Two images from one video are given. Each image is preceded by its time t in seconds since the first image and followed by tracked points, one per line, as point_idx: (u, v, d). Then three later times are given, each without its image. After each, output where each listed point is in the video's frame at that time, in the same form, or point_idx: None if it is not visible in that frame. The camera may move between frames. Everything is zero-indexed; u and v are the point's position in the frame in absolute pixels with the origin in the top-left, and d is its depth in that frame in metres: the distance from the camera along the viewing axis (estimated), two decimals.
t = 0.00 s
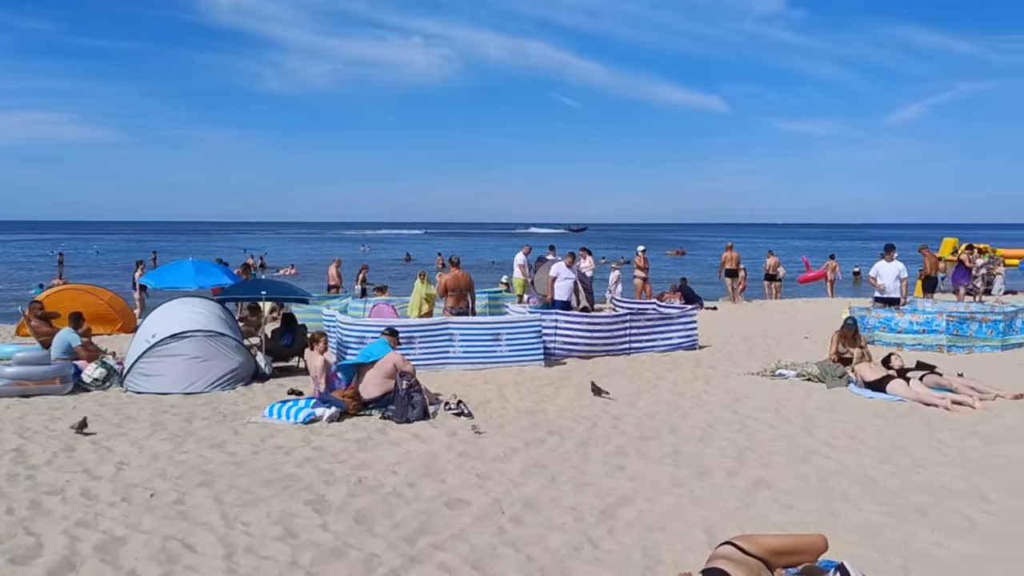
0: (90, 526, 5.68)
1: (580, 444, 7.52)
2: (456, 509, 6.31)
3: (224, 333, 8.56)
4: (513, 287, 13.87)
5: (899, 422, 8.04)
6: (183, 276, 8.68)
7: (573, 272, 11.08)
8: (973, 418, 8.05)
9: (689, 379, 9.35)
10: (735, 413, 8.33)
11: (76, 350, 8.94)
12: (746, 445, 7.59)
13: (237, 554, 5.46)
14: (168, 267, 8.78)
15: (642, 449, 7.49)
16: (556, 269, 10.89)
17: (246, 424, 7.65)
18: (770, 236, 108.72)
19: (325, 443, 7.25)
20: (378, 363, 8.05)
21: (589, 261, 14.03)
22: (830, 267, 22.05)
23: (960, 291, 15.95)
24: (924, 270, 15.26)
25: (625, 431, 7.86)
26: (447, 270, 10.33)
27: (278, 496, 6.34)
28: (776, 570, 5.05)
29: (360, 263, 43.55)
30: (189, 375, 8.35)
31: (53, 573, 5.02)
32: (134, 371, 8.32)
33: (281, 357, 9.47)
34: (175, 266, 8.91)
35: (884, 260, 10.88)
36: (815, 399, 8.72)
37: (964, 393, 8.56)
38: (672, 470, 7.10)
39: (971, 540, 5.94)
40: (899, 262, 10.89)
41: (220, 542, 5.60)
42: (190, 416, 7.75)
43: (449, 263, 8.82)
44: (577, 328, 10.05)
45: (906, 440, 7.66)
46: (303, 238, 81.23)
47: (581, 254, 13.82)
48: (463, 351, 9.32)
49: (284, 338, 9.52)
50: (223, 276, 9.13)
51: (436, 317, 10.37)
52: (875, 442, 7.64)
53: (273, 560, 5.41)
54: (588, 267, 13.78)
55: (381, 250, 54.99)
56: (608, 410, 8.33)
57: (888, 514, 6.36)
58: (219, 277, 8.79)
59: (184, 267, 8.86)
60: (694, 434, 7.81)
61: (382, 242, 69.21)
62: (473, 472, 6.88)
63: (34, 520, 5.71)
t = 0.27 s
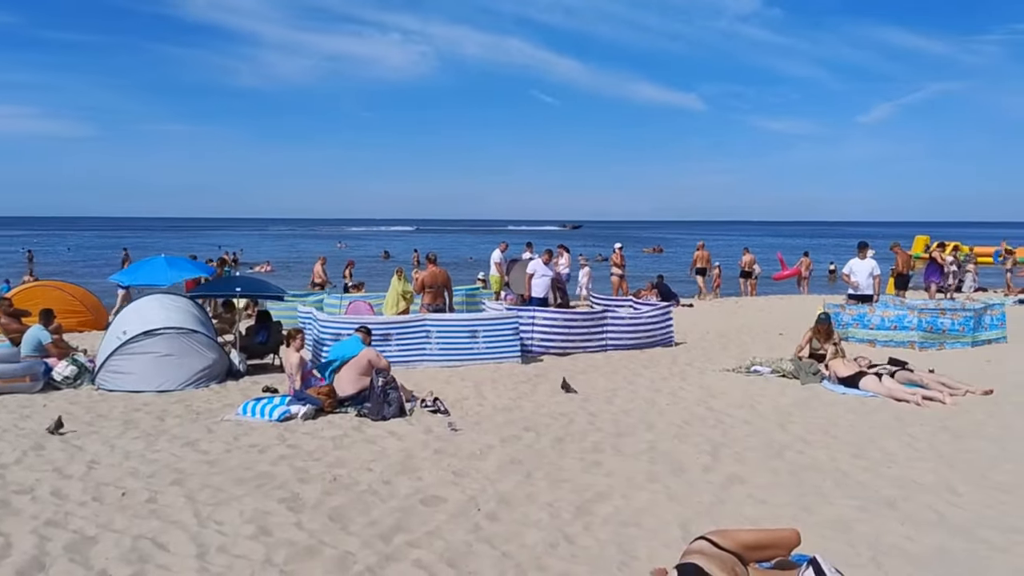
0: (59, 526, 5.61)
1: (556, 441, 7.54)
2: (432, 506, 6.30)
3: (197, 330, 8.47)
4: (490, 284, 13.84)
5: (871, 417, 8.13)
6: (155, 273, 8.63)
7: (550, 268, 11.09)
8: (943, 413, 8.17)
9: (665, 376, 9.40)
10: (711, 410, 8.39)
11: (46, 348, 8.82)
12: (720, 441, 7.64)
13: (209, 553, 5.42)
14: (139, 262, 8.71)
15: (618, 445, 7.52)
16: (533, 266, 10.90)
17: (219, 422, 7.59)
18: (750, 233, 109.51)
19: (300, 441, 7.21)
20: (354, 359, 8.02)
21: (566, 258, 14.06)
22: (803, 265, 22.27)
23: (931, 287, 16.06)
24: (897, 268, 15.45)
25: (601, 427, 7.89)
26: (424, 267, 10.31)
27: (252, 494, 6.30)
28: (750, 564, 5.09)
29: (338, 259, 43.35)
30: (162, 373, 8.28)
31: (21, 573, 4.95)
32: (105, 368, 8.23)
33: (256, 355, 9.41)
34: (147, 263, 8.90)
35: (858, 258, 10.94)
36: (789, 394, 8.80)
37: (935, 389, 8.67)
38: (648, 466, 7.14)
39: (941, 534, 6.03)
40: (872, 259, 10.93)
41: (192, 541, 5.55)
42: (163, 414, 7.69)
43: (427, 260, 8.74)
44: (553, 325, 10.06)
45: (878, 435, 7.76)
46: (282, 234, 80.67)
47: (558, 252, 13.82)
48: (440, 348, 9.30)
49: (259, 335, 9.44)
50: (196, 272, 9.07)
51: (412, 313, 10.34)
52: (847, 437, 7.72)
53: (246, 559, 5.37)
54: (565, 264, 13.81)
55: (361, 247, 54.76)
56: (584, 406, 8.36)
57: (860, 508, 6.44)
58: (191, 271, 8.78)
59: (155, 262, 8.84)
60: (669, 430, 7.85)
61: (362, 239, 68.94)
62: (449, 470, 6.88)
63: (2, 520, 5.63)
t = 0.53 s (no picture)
0: (24, 526, 5.52)
1: (529, 438, 7.55)
2: (404, 503, 6.28)
3: (166, 327, 8.38)
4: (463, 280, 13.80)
5: (840, 413, 8.24)
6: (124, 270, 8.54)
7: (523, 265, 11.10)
8: (910, 408, 8.30)
9: (637, 373, 9.45)
10: (683, 406, 8.45)
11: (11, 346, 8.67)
12: (692, 437, 7.70)
13: (178, 553, 5.36)
14: (106, 260, 8.66)
15: (591, 441, 7.55)
16: (507, 263, 10.90)
17: (189, 420, 7.51)
18: (726, 232, 110.41)
19: (271, 439, 7.15)
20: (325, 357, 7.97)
21: (540, 256, 14.09)
22: (773, 263, 22.51)
23: (898, 285, 16.34)
24: (866, 265, 15.67)
25: (574, 424, 7.91)
26: (397, 264, 10.26)
27: (222, 493, 6.24)
28: (720, 559, 5.14)
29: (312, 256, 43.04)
30: (130, 371, 8.18)
31: None
32: (72, 367, 8.10)
33: (226, 352, 9.32)
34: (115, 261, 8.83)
35: (828, 254, 11.13)
36: (760, 390, 8.89)
37: (902, 384, 8.81)
38: (620, 462, 7.18)
39: (907, 527, 6.12)
40: (842, 256, 11.14)
41: (161, 541, 5.49)
42: (131, 412, 7.59)
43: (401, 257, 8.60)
44: (527, 322, 10.07)
45: (847, 430, 7.86)
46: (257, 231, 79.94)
47: (532, 249, 13.83)
48: (412, 346, 9.27)
49: (229, 333, 9.35)
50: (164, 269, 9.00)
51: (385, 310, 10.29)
52: (817, 432, 7.82)
53: (216, 558, 5.32)
54: (538, 261, 13.84)
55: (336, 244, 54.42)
56: (557, 403, 8.38)
57: (829, 503, 6.52)
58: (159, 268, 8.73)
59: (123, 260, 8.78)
60: (642, 426, 7.90)
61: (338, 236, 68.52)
62: (422, 467, 6.86)
63: None
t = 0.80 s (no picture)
0: None
1: (505, 434, 7.54)
2: (379, 501, 6.25)
3: (137, 324, 8.27)
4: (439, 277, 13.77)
5: (813, 408, 8.32)
6: (94, 265, 8.45)
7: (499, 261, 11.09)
8: (882, 403, 8.41)
9: (613, 369, 9.48)
10: (658, 401, 8.49)
11: None
12: (667, 433, 7.73)
13: (149, 552, 5.29)
14: (75, 256, 8.58)
15: (567, 438, 7.56)
16: (482, 259, 10.89)
17: (160, 418, 7.42)
18: (703, 230, 111.15)
19: (244, 437, 7.08)
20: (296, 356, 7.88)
21: (516, 252, 14.09)
22: (746, 259, 22.72)
23: (870, 281, 16.56)
24: (838, 262, 15.87)
25: (550, 420, 7.92)
26: (372, 260, 10.20)
27: (194, 491, 6.17)
28: (695, 554, 5.17)
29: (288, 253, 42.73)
30: (100, 368, 8.06)
31: None
32: (40, 364, 7.97)
33: (198, 349, 9.22)
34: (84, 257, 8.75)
35: (802, 251, 11.27)
36: (734, 386, 8.95)
37: (874, 379, 8.92)
38: (596, 458, 7.19)
39: (879, 521, 6.20)
40: (815, 252, 11.29)
41: (131, 541, 5.41)
42: (101, 410, 7.48)
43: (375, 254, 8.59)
44: (503, 319, 10.06)
45: (820, 425, 7.94)
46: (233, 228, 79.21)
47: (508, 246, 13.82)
48: (388, 342, 9.23)
49: (201, 329, 9.25)
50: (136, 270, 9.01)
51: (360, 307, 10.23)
52: (790, 427, 7.89)
53: (187, 557, 5.26)
54: (514, 258, 13.85)
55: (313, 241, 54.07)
56: (533, 400, 8.38)
57: (802, 497, 6.58)
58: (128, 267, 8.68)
59: (92, 257, 8.72)
60: (617, 422, 7.93)
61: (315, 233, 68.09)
62: (397, 464, 6.83)
63: None
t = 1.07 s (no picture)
0: None
1: (488, 430, 7.52)
2: (361, 498, 6.20)
3: (115, 321, 8.20)
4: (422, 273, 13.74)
5: (795, 402, 8.36)
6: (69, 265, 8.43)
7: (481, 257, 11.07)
8: (863, 397, 8.45)
9: (596, 364, 9.48)
10: (641, 397, 8.49)
11: None
12: (650, 428, 7.74)
13: (127, 551, 5.22)
14: (50, 253, 8.54)
15: (550, 433, 7.54)
16: (464, 255, 10.86)
17: (138, 416, 7.34)
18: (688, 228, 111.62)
19: (224, 434, 7.02)
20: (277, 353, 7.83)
21: (499, 249, 14.07)
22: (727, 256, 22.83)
23: (850, 277, 16.68)
24: (820, 258, 15.96)
25: (533, 416, 7.90)
26: (354, 256, 10.15)
27: (172, 490, 6.10)
28: (677, 548, 5.17)
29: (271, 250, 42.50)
30: (77, 365, 7.96)
31: None
32: (16, 361, 7.87)
33: (177, 346, 9.14)
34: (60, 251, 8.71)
35: (784, 246, 11.32)
36: (716, 381, 8.97)
37: (855, 374, 8.97)
38: (578, 453, 7.18)
39: (861, 514, 6.22)
40: (797, 248, 11.33)
41: (108, 540, 5.34)
42: (78, 408, 7.39)
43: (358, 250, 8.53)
44: (485, 315, 10.03)
45: (801, 419, 7.97)
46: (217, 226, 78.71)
47: (491, 242, 13.81)
48: (369, 339, 9.18)
49: (180, 326, 9.17)
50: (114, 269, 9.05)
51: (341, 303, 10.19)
52: (772, 422, 7.92)
53: (166, 556, 5.19)
54: (496, 254, 13.83)
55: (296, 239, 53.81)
56: (516, 396, 8.36)
57: (784, 491, 6.60)
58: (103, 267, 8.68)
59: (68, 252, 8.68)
60: (600, 418, 7.92)
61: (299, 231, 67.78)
62: (378, 461, 6.79)
63: None
